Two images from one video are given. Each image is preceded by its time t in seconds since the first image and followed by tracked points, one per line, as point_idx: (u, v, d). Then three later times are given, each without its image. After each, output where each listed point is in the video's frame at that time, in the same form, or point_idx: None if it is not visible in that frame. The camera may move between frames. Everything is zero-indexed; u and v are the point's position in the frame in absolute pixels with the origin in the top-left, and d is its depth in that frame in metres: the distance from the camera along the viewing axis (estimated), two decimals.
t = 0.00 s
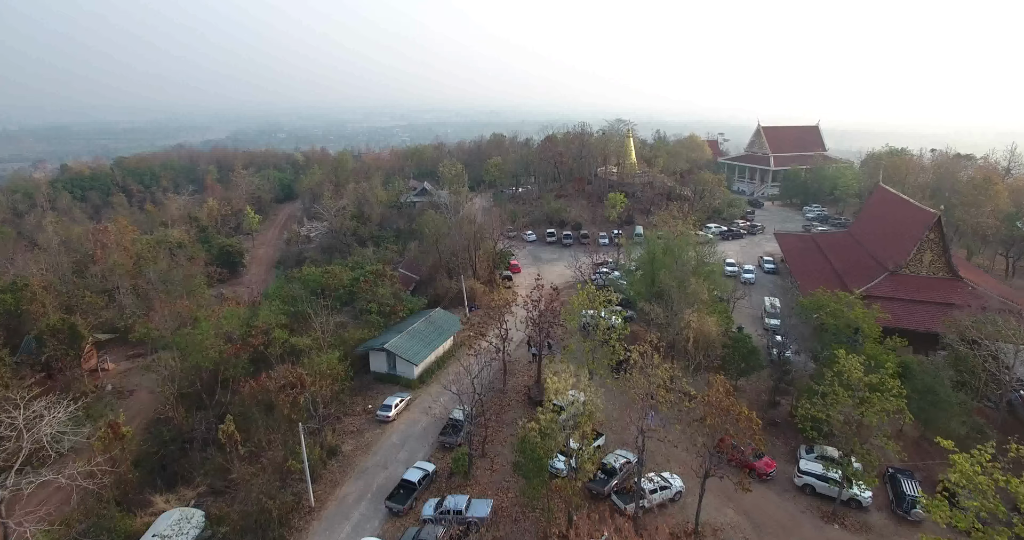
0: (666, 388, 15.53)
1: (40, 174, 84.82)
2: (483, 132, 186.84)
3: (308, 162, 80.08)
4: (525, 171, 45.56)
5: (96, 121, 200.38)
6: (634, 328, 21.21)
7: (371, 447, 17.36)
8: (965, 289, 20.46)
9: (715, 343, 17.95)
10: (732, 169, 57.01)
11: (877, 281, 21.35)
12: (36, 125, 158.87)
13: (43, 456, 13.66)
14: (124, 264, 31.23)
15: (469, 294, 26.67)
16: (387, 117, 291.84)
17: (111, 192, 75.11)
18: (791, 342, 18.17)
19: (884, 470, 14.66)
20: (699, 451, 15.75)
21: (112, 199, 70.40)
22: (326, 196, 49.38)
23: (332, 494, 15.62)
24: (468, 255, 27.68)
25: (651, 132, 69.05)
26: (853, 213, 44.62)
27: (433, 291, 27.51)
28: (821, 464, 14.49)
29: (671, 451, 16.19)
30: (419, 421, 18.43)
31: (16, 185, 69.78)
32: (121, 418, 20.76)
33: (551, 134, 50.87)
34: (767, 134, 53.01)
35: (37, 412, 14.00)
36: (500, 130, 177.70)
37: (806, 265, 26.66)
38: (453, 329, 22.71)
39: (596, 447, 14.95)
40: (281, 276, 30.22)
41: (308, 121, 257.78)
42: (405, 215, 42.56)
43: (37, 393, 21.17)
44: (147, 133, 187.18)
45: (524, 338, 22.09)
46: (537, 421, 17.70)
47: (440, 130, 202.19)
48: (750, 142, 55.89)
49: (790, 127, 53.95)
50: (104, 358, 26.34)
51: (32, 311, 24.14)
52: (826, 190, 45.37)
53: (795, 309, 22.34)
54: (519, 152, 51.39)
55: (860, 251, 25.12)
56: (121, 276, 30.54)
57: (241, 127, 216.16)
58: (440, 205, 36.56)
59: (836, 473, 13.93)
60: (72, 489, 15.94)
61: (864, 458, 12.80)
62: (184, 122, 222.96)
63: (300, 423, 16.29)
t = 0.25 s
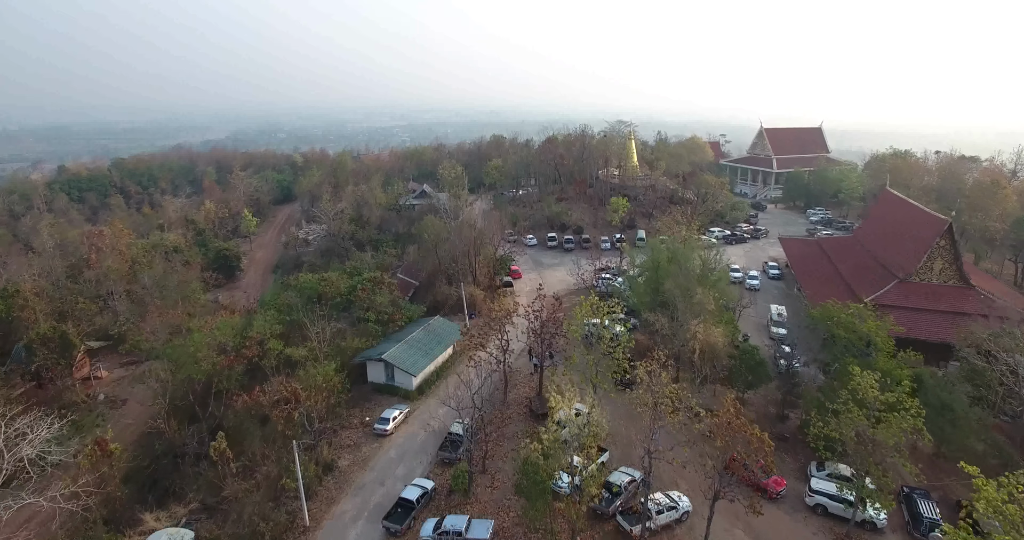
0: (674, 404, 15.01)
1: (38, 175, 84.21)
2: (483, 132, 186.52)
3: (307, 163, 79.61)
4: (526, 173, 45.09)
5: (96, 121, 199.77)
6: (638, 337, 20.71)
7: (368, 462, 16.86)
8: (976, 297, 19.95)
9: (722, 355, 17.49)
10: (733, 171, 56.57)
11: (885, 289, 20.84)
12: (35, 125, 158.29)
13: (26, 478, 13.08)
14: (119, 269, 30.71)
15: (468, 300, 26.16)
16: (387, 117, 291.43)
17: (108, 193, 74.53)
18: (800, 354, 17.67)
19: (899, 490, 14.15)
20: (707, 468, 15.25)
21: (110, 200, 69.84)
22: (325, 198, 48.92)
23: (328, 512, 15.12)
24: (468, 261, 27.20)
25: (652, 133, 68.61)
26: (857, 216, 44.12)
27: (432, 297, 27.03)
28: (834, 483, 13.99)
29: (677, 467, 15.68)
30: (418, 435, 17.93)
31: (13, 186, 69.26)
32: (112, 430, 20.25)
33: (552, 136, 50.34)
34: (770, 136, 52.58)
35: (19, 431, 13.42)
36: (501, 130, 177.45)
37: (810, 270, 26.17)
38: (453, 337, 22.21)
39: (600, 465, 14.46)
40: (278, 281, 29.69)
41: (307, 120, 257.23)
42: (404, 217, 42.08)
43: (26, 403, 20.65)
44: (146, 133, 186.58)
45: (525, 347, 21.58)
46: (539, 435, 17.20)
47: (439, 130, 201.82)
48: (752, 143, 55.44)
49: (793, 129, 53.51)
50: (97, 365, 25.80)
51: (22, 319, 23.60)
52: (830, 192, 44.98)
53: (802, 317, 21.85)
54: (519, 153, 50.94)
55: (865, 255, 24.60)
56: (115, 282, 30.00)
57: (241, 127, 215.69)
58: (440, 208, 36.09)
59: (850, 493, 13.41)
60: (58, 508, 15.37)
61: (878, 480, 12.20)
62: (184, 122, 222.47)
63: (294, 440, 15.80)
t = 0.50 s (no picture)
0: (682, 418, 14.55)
1: (34, 176, 83.58)
2: (482, 132, 186.24)
3: (306, 164, 79.15)
4: (526, 175, 44.66)
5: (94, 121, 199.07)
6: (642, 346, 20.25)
7: (366, 477, 16.41)
8: (988, 304, 19.44)
9: (729, 366, 17.03)
10: (735, 173, 56.17)
11: (893, 296, 20.38)
12: (33, 125, 157.67)
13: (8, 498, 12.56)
14: (113, 274, 30.17)
15: (468, 306, 25.68)
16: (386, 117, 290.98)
17: (106, 194, 73.97)
18: (809, 365, 17.24)
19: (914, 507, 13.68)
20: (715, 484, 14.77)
21: (108, 202, 69.32)
22: (324, 200, 48.49)
23: (324, 529, 14.66)
24: (467, 266, 26.75)
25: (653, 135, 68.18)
26: (860, 218, 43.68)
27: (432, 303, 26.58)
28: (847, 502, 13.53)
29: (684, 483, 15.21)
30: (417, 447, 17.48)
31: (9, 187, 68.67)
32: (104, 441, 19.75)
33: (552, 137, 49.82)
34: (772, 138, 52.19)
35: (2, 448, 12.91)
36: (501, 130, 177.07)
37: (817, 277, 25.73)
38: (453, 345, 21.74)
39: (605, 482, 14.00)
40: (275, 287, 29.25)
41: (307, 121, 256.72)
42: (403, 220, 41.62)
43: (15, 413, 20.13)
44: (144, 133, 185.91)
45: (527, 356, 21.11)
46: (541, 448, 16.75)
47: (439, 130, 201.46)
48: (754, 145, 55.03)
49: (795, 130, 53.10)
50: (90, 373, 25.31)
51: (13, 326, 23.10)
52: (834, 195, 44.55)
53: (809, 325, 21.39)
54: (519, 155, 50.51)
55: (875, 262, 24.10)
56: (110, 287, 29.52)
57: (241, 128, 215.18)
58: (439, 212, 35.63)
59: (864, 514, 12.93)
60: (43, 527, 14.85)
61: (894, 500, 11.69)
62: (182, 122, 221.85)
63: (289, 454, 15.33)
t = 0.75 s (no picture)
0: (688, 433, 14.18)
1: (32, 178, 83.07)
2: (482, 132, 185.95)
3: (305, 165, 78.73)
4: (526, 178, 44.29)
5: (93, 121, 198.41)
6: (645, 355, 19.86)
7: (363, 490, 16.03)
8: (998, 312, 19.06)
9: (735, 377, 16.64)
10: (736, 175, 55.82)
11: (900, 303, 20.02)
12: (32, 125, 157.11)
13: None
14: (108, 279, 29.77)
15: (468, 312, 25.30)
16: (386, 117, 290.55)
17: (104, 196, 73.48)
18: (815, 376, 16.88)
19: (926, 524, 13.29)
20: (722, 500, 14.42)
21: (105, 203, 68.86)
22: (322, 203, 48.11)
23: None
24: (467, 271, 26.36)
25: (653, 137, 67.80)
26: (863, 221, 43.34)
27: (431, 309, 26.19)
28: (857, 520, 13.13)
29: (689, 499, 14.81)
30: (416, 459, 17.10)
31: (5, 188, 67.98)
32: (97, 451, 19.39)
33: (553, 139, 49.36)
34: (773, 140, 51.83)
35: None
36: (501, 130, 176.70)
37: (820, 282, 25.35)
38: (452, 354, 21.36)
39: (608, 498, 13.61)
40: (272, 292, 28.86)
41: (306, 121, 256.28)
42: (403, 223, 41.24)
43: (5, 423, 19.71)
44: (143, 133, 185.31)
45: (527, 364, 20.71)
46: (542, 461, 16.39)
47: (438, 130, 201.14)
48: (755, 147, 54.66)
49: (797, 132, 52.74)
50: (84, 380, 24.89)
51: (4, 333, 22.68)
52: (836, 197, 44.25)
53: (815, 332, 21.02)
54: (519, 157, 50.14)
55: (879, 267, 23.71)
56: (105, 292, 29.11)
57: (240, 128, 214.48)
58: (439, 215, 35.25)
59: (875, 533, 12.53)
60: None
61: (908, 522, 10.95)
62: (182, 122, 221.29)
63: (284, 468, 14.94)
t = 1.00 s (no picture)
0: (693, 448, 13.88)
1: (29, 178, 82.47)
2: (482, 133, 185.70)
3: (304, 167, 78.31)
4: (527, 180, 43.94)
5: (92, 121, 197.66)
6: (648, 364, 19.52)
7: (361, 505, 15.71)
8: (1007, 321, 18.73)
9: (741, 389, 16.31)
10: (738, 178, 55.53)
11: (907, 311, 19.70)
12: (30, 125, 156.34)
13: None
14: (103, 284, 29.41)
15: (468, 319, 24.97)
16: (385, 118, 290.14)
17: (101, 197, 72.90)
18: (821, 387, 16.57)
19: None
20: (727, 516, 14.13)
21: (103, 205, 68.32)
22: (321, 205, 47.73)
23: None
24: (467, 277, 26.04)
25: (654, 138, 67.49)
26: (866, 224, 43.02)
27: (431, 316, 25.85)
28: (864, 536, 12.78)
29: (694, 515, 14.49)
30: (415, 472, 16.78)
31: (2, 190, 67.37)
32: (91, 463, 19.06)
33: (553, 141, 48.97)
34: (775, 142, 51.50)
35: None
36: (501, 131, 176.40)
37: (823, 288, 25.03)
38: (452, 362, 21.04)
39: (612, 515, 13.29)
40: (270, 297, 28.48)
41: (306, 121, 255.79)
42: (402, 227, 40.89)
43: None
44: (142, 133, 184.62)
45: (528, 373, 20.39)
46: (543, 475, 16.10)
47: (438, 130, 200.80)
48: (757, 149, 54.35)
49: (799, 134, 52.44)
50: (78, 387, 24.49)
51: None
52: (838, 200, 43.94)
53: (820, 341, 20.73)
54: (519, 159, 49.78)
55: (884, 274, 23.38)
56: (100, 297, 28.72)
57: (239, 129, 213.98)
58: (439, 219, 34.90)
59: None
60: None
61: None
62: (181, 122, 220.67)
63: (280, 483, 14.61)
